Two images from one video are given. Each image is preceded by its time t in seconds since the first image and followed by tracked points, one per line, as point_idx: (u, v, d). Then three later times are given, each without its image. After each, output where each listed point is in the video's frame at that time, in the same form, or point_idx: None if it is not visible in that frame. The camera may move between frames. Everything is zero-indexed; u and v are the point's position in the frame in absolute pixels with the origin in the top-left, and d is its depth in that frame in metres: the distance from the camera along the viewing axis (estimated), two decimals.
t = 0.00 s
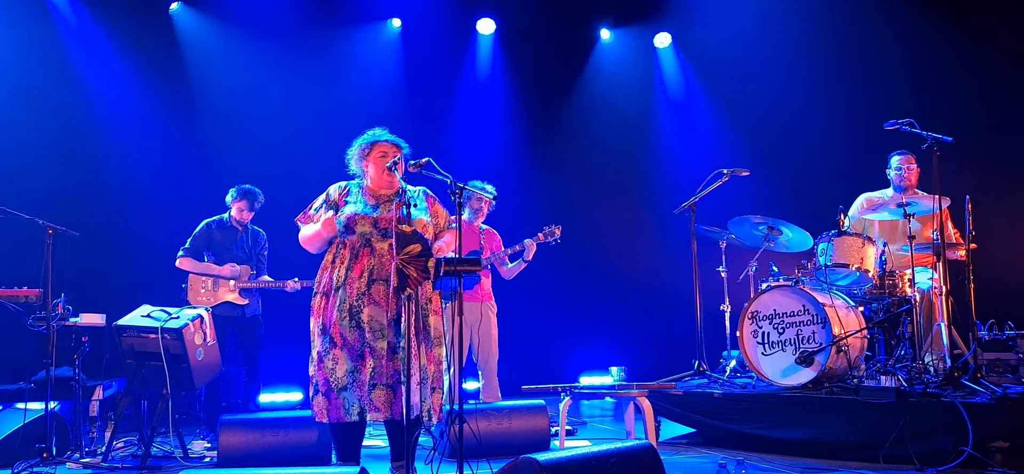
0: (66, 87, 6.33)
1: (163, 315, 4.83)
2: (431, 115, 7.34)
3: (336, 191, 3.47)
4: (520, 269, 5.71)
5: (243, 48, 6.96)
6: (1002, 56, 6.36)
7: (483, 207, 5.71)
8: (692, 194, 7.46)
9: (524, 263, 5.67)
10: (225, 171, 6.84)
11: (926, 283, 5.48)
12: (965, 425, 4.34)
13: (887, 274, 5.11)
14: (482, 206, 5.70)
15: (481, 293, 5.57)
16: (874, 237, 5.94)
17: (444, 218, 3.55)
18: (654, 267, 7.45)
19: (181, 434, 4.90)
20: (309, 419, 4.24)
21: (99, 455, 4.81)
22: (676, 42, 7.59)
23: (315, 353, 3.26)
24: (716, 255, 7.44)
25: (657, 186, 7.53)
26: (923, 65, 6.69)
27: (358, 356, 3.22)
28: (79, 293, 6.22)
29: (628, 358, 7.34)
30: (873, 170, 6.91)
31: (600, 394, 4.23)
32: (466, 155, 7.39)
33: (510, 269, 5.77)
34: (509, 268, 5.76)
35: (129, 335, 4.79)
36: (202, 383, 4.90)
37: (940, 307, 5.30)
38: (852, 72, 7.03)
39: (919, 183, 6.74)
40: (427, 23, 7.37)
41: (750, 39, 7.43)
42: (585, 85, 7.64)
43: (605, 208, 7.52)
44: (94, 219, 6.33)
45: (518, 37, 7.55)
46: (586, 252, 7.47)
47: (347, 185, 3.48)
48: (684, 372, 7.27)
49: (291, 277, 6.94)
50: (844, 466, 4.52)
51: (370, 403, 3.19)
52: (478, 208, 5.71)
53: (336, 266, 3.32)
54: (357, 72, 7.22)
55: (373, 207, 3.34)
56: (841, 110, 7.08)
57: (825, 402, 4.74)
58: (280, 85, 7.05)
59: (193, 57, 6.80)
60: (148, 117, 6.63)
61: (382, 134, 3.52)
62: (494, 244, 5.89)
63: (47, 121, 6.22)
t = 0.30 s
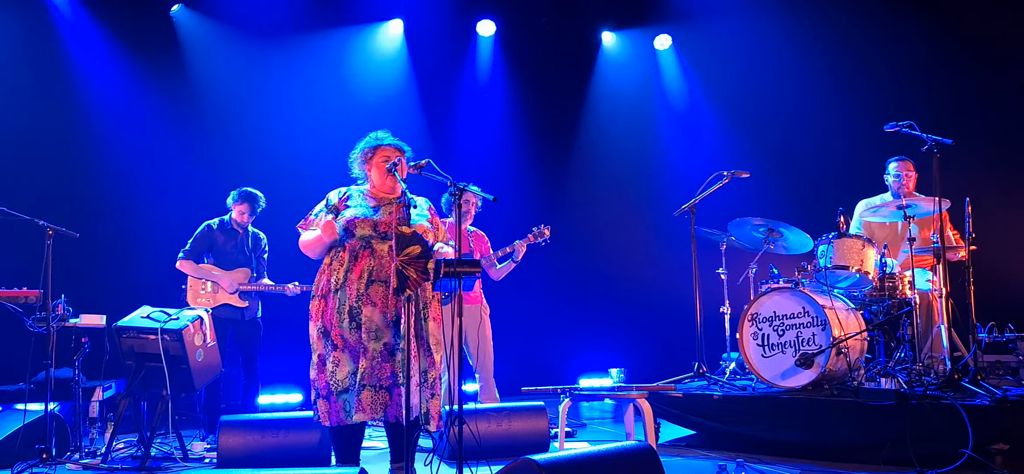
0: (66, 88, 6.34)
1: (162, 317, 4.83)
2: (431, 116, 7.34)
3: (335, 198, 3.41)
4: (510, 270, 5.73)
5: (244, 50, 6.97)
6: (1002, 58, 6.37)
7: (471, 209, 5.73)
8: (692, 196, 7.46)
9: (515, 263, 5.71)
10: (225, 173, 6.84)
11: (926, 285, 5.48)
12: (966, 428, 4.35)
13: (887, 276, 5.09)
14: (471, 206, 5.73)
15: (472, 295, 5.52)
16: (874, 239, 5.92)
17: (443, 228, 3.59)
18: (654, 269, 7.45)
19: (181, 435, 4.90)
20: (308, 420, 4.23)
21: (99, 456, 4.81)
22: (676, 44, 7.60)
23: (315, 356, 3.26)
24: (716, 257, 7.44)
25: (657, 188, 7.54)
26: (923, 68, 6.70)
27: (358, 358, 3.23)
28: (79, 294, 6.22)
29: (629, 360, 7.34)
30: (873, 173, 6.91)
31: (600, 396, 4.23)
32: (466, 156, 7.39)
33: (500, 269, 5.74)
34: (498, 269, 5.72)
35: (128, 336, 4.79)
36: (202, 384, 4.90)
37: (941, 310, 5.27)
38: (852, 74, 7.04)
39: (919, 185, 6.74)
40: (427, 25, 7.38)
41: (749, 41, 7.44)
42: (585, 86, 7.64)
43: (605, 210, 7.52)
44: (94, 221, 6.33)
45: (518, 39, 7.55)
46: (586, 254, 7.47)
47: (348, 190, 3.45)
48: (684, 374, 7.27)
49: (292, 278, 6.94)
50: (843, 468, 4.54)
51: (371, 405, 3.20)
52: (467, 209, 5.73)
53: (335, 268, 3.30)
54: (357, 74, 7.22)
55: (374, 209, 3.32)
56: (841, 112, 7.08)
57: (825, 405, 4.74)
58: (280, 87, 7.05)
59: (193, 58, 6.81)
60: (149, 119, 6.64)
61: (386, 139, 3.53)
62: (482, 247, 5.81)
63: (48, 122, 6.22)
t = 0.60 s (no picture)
0: (68, 89, 6.35)
1: (163, 318, 4.84)
2: (432, 118, 7.34)
3: (333, 194, 3.50)
4: (507, 263, 5.74)
5: (245, 52, 6.97)
6: (1002, 59, 6.37)
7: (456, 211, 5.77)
8: (693, 198, 7.47)
9: (509, 256, 5.72)
10: (226, 174, 6.84)
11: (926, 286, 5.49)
12: (966, 429, 4.34)
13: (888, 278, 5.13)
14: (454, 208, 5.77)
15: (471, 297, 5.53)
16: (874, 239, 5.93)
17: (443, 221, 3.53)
18: (655, 271, 7.45)
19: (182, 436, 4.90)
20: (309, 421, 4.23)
21: (99, 457, 4.81)
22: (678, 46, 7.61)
23: (315, 354, 3.26)
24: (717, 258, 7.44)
25: (658, 189, 7.54)
26: (923, 69, 6.70)
27: (358, 359, 3.22)
28: (80, 295, 6.23)
29: (629, 361, 7.33)
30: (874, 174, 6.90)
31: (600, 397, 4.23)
32: (467, 157, 7.39)
33: (498, 264, 5.80)
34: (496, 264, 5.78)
35: (129, 337, 4.79)
36: (203, 386, 4.90)
37: (941, 312, 5.35)
38: (853, 76, 7.03)
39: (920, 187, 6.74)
40: (428, 25, 7.39)
41: (751, 42, 7.43)
42: (586, 87, 7.64)
43: (605, 211, 7.52)
44: (95, 222, 6.34)
45: (520, 41, 7.56)
46: (587, 255, 7.46)
47: (346, 190, 3.50)
48: (685, 375, 7.26)
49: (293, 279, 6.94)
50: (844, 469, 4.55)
51: (368, 407, 3.19)
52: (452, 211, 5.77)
53: (338, 269, 3.29)
54: (359, 75, 7.23)
55: (373, 209, 3.36)
56: (843, 113, 7.07)
57: (828, 406, 4.73)
58: (282, 88, 7.06)
59: (194, 60, 6.82)
60: (150, 120, 6.65)
61: (384, 137, 3.54)
62: (478, 241, 5.86)
63: (48, 123, 6.23)
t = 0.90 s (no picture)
0: (70, 89, 6.35)
1: (164, 317, 4.84)
2: (433, 118, 7.35)
3: (327, 204, 3.42)
4: (507, 260, 5.74)
5: (246, 52, 6.97)
6: (1002, 59, 6.38)
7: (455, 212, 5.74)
8: (695, 198, 7.46)
9: (508, 253, 5.71)
10: (227, 174, 6.84)
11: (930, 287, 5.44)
12: (966, 427, 4.33)
13: (889, 278, 5.11)
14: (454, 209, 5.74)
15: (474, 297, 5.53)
16: (876, 239, 5.93)
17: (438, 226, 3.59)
18: (656, 271, 7.45)
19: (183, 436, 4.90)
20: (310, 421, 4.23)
21: (100, 457, 4.81)
22: (680, 47, 7.60)
23: (316, 362, 3.25)
24: (718, 259, 7.44)
25: (659, 189, 7.53)
26: (924, 67, 6.70)
27: (360, 364, 3.22)
28: (82, 295, 6.23)
29: (631, 362, 7.33)
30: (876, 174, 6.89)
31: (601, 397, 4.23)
32: (469, 157, 7.40)
33: (499, 262, 5.78)
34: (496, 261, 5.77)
35: (130, 337, 4.79)
36: (204, 385, 4.90)
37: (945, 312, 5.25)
38: (855, 76, 7.03)
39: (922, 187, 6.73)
40: (429, 25, 7.38)
41: (753, 42, 7.43)
42: (589, 86, 7.64)
43: (607, 211, 7.51)
44: (97, 222, 6.35)
45: (522, 40, 7.56)
46: (588, 255, 7.46)
47: (341, 197, 3.43)
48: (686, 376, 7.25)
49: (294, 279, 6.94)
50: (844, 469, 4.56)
51: (373, 411, 3.19)
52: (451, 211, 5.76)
53: (336, 275, 3.27)
54: (361, 75, 7.23)
55: (370, 214, 3.31)
56: (844, 113, 7.07)
57: (829, 408, 4.72)
58: (284, 88, 7.06)
59: (196, 60, 6.81)
60: (151, 120, 6.65)
61: (379, 139, 3.53)
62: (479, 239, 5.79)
63: (50, 123, 6.23)
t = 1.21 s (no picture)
0: (71, 87, 6.35)
1: (167, 316, 4.84)
2: (436, 117, 7.35)
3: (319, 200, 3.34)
4: (515, 258, 5.65)
5: (249, 51, 6.96)
6: (1004, 59, 6.38)
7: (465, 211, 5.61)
8: (698, 197, 7.46)
9: (514, 251, 5.64)
10: (229, 172, 6.84)
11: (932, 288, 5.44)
12: (971, 426, 4.31)
13: (892, 278, 5.06)
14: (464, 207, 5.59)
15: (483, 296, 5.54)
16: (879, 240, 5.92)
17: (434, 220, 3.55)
18: (658, 270, 7.45)
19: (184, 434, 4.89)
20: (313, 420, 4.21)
21: (102, 456, 4.80)
22: (683, 46, 7.59)
23: (318, 363, 3.15)
24: (720, 258, 7.43)
25: (662, 188, 7.53)
26: (927, 68, 6.70)
27: (365, 363, 3.18)
28: (83, 294, 6.23)
29: (633, 361, 7.32)
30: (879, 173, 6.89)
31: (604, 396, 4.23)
32: (471, 156, 7.40)
33: (505, 260, 5.71)
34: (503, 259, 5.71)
35: (132, 335, 4.79)
36: (206, 384, 4.90)
37: (946, 312, 5.23)
38: (858, 76, 7.03)
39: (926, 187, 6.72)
40: (432, 24, 7.37)
41: (755, 41, 7.44)
42: (592, 85, 7.63)
43: (609, 211, 7.50)
44: (98, 220, 6.35)
45: (525, 40, 7.55)
46: (590, 254, 7.46)
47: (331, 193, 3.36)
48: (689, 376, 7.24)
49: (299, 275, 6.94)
50: (849, 469, 4.54)
51: (379, 410, 3.15)
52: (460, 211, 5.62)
53: (337, 274, 3.19)
54: (364, 74, 7.23)
55: (369, 211, 3.29)
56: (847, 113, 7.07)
57: (832, 407, 4.73)
58: (286, 87, 7.06)
59: (198, 58, 6.80)
60: (152, 118, 6.64)
61: (369, 135, 3.47)
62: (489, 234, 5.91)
63: (53, 120, 6.23)
